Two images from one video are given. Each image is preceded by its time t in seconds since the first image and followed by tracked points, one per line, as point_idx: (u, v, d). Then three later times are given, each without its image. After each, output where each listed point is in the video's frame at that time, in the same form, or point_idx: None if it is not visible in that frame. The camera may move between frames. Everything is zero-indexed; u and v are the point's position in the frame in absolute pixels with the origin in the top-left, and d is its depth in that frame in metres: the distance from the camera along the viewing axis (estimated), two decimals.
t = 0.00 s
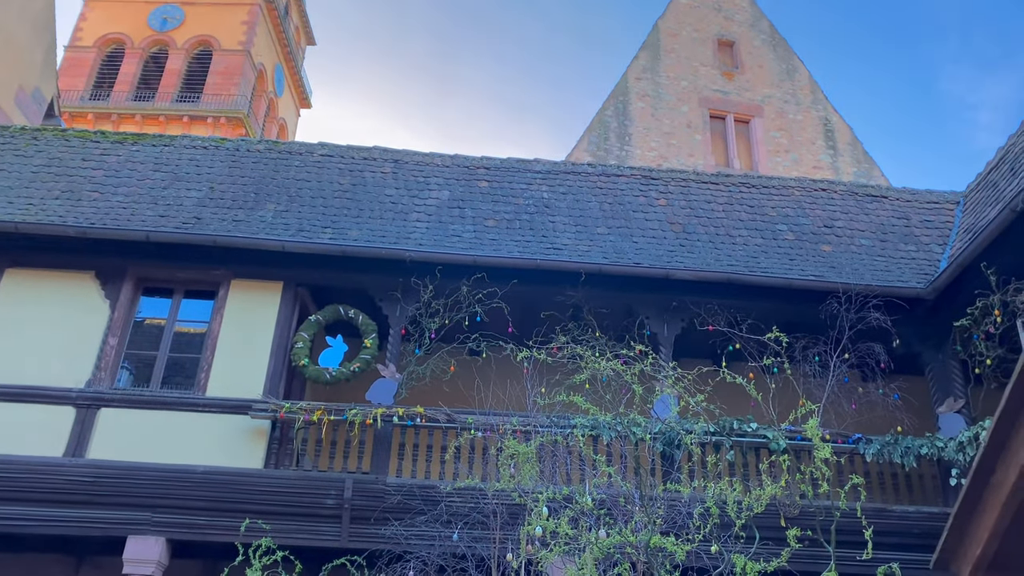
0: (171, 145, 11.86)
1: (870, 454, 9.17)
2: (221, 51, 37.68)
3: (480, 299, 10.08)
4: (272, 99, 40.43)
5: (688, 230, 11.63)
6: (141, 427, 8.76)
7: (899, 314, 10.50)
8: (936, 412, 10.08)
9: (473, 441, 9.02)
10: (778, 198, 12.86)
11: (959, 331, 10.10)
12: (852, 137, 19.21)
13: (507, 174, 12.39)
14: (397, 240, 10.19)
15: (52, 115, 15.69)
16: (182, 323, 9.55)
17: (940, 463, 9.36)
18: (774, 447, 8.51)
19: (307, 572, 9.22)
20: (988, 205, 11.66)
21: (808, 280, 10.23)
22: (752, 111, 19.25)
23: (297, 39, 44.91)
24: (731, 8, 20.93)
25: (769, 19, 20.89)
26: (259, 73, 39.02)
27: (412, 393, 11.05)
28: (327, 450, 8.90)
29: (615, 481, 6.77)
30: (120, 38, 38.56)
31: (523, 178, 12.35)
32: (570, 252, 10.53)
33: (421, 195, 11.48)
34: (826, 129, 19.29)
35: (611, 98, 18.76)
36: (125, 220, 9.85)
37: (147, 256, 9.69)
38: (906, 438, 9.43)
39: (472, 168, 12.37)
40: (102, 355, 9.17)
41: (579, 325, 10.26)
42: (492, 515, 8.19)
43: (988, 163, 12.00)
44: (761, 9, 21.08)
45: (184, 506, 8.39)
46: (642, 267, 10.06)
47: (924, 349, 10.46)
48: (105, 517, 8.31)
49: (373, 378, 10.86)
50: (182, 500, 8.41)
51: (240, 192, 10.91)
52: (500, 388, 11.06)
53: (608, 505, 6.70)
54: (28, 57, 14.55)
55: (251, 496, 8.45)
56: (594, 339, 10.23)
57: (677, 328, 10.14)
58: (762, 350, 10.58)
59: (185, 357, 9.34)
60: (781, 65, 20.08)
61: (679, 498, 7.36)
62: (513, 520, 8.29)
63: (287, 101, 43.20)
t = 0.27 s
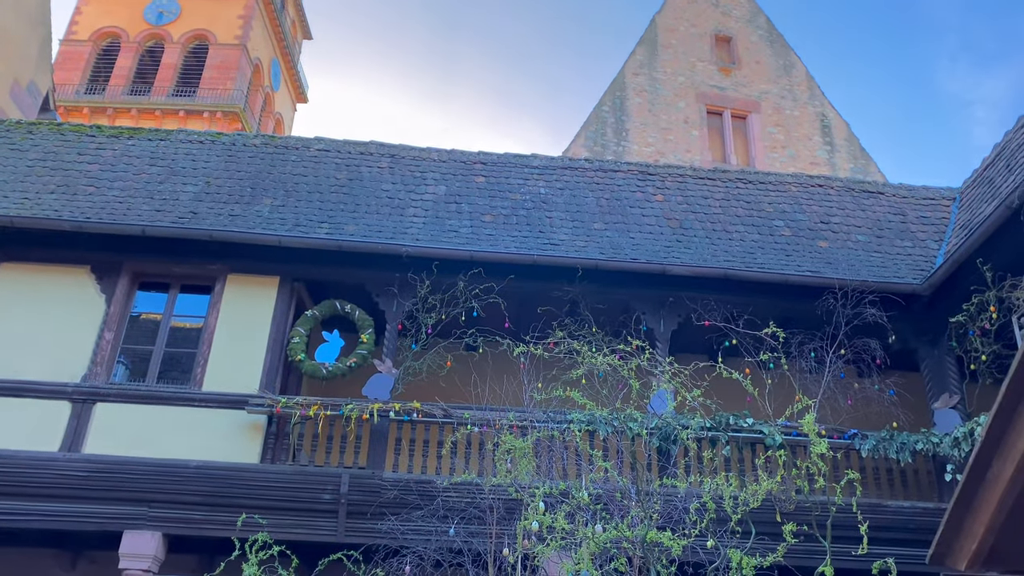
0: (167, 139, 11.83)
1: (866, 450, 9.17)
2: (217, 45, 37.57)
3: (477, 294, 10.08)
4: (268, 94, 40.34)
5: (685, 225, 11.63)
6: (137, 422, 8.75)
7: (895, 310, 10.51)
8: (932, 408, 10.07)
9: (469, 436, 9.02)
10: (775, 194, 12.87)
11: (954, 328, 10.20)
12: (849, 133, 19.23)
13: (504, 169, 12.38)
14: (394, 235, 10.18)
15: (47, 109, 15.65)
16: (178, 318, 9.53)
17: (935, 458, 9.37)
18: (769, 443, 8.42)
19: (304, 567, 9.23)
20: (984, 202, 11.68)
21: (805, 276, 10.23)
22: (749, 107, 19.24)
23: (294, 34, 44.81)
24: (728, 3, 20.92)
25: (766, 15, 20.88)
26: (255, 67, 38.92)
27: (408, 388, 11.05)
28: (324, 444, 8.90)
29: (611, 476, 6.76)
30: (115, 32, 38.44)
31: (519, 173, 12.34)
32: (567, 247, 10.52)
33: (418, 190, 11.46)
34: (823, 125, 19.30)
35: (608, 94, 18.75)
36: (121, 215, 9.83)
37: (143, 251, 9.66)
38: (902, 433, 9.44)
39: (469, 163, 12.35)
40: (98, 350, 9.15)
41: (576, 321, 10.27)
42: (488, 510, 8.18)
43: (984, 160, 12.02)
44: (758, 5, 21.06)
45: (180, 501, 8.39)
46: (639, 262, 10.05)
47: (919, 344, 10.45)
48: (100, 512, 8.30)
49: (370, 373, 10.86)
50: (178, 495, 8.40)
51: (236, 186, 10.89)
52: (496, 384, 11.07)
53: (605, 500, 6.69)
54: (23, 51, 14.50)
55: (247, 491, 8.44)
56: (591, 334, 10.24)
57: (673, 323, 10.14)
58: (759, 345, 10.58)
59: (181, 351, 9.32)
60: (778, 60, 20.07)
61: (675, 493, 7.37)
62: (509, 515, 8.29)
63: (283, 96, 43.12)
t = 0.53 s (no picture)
0: (163, 133, 11.81)
1: (861, 445, 9.18)
2: (213, 39, 37.47)
3: (474, 289, 10.07)
4: (265, 88, 40.25)
5: (683, 221, 11.63)
6: (134, 417, 8.73)
7: (891, 305, 10.52)
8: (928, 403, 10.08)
9: (466, 431, 9.02)
10: (773, 189, 12.87)
11: (950, 323, 10.23)
12: (846, 129, 19.24)
13: (502, 164, 12.37)
14: (391, 230, 10.17)
15: (43, 103, 15.61)
16: (175, 313, 9.51)
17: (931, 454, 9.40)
18: (766, 438, 8.51)
19: (301, 562, 9.23)
20: (980, 197, 11.69)
21: (802, 272, 10.23)
22: (746, 102, 19.24)
23: (290, 28, 44.70)
24: None
25: (763, 10, 20.86)
26: (252, 62, 38.83)
27: (405, 383, 11.05)
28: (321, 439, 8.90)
29: (608, 472, 6.76)
30: (111, 26, 38.33)
31: (517, 168, 12.33)
32: (564, 243, 10.52)
33: (415, 185, 11.45)
34: (820, 121, 19.31)
35: (605, 89, 18.73)
36: (117, 209, 9.81)
37: (140, 246, 9.64)
38: (898, 428, 9.45)
39: (467, 158, 12.34)
40: (94, 345, 9.13)
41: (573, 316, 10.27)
42: (486, 505, 8.18)
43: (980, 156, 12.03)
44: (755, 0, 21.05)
45: (176, 496, 8.38)
46: (636, 258, 10.05)
47: (916, 340, 10.46)
48: (97, 506, 8.29)
49: (367, 368, 10.86)
50: (176, 490, 8.39)
51: (233, 181, 10.87)
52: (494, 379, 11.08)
53: (602, 495, 6.69)
54: (19, 45, 14.45)
55: (244, 486, 8.44)
56: (588, 329, 10.24)
57: (670, 319, 10.14)
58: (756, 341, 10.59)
59: (178, 346, 9.31)
60: (776, 56, 20.07)
61: (672, 488, 7.38)
62: (507, 510, 8.29)
63: (280, 91, 43.04)
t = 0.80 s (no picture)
0: (160, 127, 11.78)
1: (858, 440, 9.20)
2: (210, 33, 37.36)
3: (471, 284, 10.07)
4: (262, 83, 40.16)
5: (680, 216, 11.63)
6: (131, 412, 8.72)
7: (888, 301, 10.53)
8: (925, 398, 10.08)
9: (463, 426, 9.03)
10: (770, 184, 12.87)
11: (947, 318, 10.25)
12: (844, 124, 19.24)
13: (499, 158, 12.36)
14: (389, 225, 10.16)
15: (39, 97, 15.56)
16: (172, 307, 9.49)
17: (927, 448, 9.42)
18: (764, 433, 8.57)
19: (298, 556, 9.25)
20: (978, 193, 11.71)
21: (799, 267, 10.24)
22: (744, 97, 19.23)
23: (287, 22, 44.58)
24: None
25: (761, 5, 20.84)
26: (249, 56, 38.74)
27: (402, 378, 11.06)
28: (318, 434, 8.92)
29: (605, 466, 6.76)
30: (107, 19, 38.21)
31: (515, 163, 12.32)
32: (562, 237, 10.51)
33: (412, 179, 11.44)
34: (818, 116, 19.31)
35: (603, 83, 18.71)
36: (114, 203, 9.78)
37: (136, 240, 9.62)
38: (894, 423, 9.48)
39: (464, 152, 12.33)
40: (91, 339, 9.11)
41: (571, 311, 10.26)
42: (483, 499, 8.19)
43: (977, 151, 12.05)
44: None
45: (174, 490, 8.37)
46: (634, 252, 10.05)
47: (913, 335, 10.47)
48: (94, 501, 8.29)
49: (364, 363, 10.86)
50: (172, 484, 8.39)
51: (230, 175, 10.84)
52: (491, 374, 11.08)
53: (599, 489, 6.69)
54: (14, 38, 14.40)
55: (241, 480, 8.43)
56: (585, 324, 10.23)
57: (668, 314, 10.14)
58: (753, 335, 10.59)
59: (175, 340, 9.29)
60: (774, 51, 20.05)
61: (668, 482, 7.40)
62: (504, 504, 8.30)
63: (277, 85, 42.94)
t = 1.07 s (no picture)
0: (157, 120, 11.77)
1: (855, 433, 9.22)
2: (207, 26, 37.27)
3: (469, 278, 10.07)
4: (260, 76, 40.09)
5: (678, 209, 11.63)
6: (128, 405, 8.73)
7: (886, 295, 10.54)
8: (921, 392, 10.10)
9: (462, 419, 9.04)
10: (768, 178, 12.88)
11: (944, 312, 10.27)
12: (842, 118, 19.24)
13: (497, 152, 12.36)
14: (386, 218, 10.15)
15: (36, 90, 15.54)
16: (169, 301, 9.49)
17: (924, 442, 9.44)
18: (761, 426, 8.57)
19: (296, 549, 9.27)
20: (975, 187, 11.72)
21: (797, 261, 10.25)
22: (742, 91, 19.21)
23: (285, 15, 44.47)
24: None
25: None
26: (246, 49, 38.65)
27: (400, 371, 11.06)
28: (316, 427, 8.94)
29: (603, 459, 6.76)
30: (104, 12, 38.11)
31: (513, 157, 12.31)
32: (560, 231, 10.51)
33: (410, 173, 11.43)
34: (816, 110, 19.31)
35: (601, 77, 18.70)
36: (111, 196, 9.77)
37: (133, 233, 9.61)
38: (891, 417, 9.49)
39: (462, 146, 12.32)
40: (88, 332, 9.11)
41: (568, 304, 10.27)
42: (481, 492, 8.21)
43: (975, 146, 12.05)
44: None
45: (171, 483, 8.38)
46: (632, 246, 10.06)
47: (910, 329, 10.49)
48: (92, 494, 8.30)
49: (362, 357, 10.86)
50: (170, 477, 8.40)
51: (227, 168, 10.83)
52: (489, 367, 11.09)
53: (596, 482, 6.71)
54: (11, 31, 14.37)
55: (239, 473, 8.45)
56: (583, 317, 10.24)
57: (665, 307, 10.14)
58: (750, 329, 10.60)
59: (173, 334, 9.30)
60: (772, 45, 20.03)
61: (666, 476, 7.40)
62: (502, 497, 8.32)
63: (274, 79, 42.86)
